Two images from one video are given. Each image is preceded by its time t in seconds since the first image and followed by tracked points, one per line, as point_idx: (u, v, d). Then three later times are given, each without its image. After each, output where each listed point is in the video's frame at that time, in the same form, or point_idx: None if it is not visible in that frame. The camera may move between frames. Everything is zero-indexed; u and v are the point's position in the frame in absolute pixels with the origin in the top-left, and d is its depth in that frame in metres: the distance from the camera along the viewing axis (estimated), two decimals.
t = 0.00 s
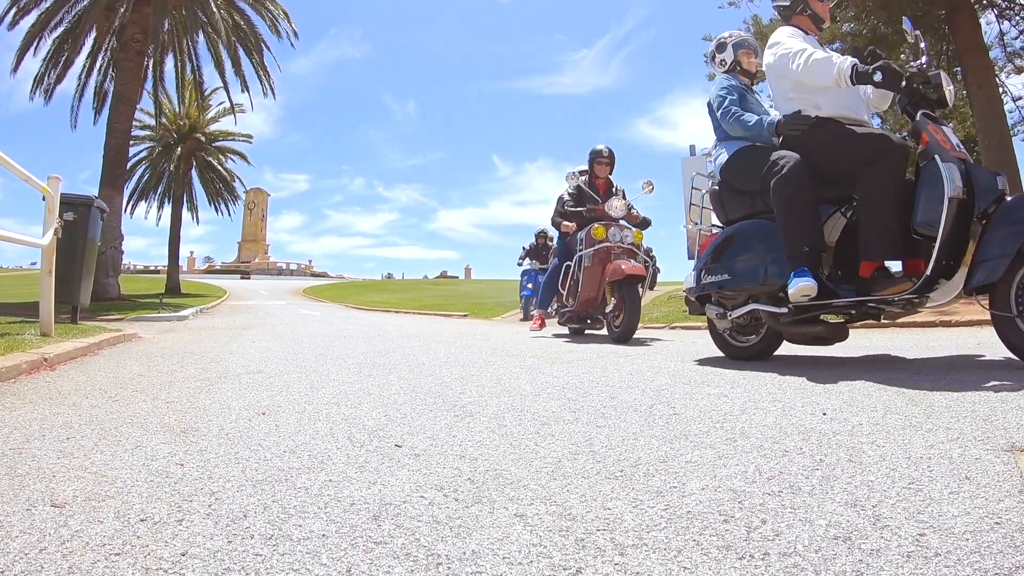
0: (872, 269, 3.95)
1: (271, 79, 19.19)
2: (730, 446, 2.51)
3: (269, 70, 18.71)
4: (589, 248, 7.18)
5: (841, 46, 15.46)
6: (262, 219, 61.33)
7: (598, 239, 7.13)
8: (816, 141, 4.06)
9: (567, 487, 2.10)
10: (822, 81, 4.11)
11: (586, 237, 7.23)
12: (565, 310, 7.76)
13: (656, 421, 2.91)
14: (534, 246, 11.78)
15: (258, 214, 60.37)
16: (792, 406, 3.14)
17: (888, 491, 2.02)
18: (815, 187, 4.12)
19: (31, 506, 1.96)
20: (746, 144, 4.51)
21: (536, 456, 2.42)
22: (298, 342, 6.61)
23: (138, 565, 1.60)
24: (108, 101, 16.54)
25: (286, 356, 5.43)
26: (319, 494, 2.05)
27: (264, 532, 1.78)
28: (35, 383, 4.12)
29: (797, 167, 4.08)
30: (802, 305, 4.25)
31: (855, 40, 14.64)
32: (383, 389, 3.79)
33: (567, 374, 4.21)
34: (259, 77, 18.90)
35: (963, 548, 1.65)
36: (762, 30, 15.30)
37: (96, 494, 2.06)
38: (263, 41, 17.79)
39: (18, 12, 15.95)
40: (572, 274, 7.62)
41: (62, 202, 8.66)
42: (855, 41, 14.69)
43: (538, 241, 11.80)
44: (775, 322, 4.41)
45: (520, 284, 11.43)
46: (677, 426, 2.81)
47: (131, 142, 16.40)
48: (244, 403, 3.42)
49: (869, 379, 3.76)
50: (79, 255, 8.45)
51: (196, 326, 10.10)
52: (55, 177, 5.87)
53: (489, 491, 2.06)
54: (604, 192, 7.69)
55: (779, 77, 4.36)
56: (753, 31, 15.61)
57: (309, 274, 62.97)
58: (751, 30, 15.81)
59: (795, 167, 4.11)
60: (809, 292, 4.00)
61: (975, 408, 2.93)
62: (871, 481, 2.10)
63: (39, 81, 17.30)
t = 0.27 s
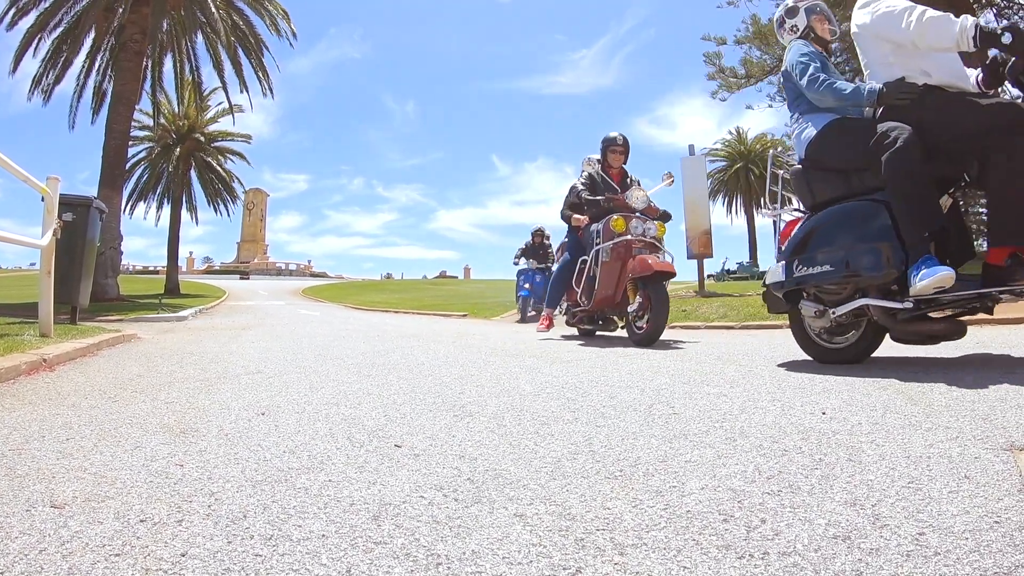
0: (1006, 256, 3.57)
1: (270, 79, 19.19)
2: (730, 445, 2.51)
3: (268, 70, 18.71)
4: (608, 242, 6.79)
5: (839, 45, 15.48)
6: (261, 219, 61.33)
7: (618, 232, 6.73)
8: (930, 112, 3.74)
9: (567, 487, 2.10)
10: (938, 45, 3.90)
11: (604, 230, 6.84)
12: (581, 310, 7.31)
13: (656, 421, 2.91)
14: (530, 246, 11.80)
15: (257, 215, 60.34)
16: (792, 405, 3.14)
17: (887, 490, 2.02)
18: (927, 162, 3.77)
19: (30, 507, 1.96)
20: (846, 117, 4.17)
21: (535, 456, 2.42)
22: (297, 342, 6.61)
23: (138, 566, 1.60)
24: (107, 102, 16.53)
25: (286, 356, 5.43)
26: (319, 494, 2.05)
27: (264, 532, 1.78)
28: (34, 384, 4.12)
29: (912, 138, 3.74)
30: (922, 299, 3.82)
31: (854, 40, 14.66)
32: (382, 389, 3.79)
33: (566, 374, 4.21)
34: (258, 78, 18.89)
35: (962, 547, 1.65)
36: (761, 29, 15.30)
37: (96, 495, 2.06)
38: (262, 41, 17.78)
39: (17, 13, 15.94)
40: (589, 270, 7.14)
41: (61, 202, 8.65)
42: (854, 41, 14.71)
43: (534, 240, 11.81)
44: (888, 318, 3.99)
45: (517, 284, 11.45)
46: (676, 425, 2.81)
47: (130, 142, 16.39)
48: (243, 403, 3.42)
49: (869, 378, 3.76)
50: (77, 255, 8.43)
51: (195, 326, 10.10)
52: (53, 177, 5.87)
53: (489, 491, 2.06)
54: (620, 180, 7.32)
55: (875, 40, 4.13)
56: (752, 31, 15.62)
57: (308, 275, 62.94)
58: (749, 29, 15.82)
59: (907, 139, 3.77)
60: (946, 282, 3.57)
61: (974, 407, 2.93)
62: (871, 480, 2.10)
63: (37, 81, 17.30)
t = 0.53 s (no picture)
0: None
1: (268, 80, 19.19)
2: (729, 447, 2.51)
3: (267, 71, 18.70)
4: (638, 233, 6.11)
5: (838, 45, 15.50)
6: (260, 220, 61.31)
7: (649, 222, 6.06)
8: None
9: (567, 489, 2.10)
10: None
11: (633, 220, 6.16)
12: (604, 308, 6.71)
13: (656, 422, 2.92)
14: (525, 245, 11.76)
15: (256, 215, 60.31)
16: (791, 406, 3.15)
17: (887, 491, 2.03)
18: None
19: (30, 511, 1.96)
20: (976, 82, 3.93)
21: (535, 458, 2.42)
22: (297, 344, 6.62)
23: (139, 569, 1.60)
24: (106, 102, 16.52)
25: (285, 357, 5.43)
26: (320, 496, 2.06)
27: (264, 536, 1.78)
28: (34, 386, 4.13)
29: None
30: None
31: (853, 39, 14.68)
32: (382, 390, 3.81)
33: (565, 375, 4.22)
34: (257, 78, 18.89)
35: (962, 549, 1.65)
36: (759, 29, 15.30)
37: (96, 498, 2.06)
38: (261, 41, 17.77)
39: (16, 14, 15.93)
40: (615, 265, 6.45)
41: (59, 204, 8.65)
42: (853, 41, 14.73)
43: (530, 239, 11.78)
44: None
45: (514, 284, 11.40)
46: (676, 426, 2.82)
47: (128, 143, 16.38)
48: (243, 405, 3.42)
49: (867, 379, 3.77)
50: (76, 258, 8.41)
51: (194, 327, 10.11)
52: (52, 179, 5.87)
53: (489, 493, 2.07)
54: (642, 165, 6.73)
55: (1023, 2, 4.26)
56: (751, 31, 15.64)
57: (307, 275, 62.93)
58: (748, 29, 15.84)
59: None
60: None
61: (973, 407, 2.94)
62: (871, 481, 2.11)
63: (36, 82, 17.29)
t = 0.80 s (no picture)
0: None
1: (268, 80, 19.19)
2: (729, 448, 2.52)
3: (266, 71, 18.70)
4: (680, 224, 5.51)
5: (837, 45, 15.51)
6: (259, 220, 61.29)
7: (694, 210, 5.49)
8: None
9: (567, 490, 2.10)
10: None
11: (674, 208, 5.58)
12: (638, 308, 6.11)
13: (655, 422, 2.92)
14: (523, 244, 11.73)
15: (255, 216, 60.30)
16: (790, 406, 3.16)
17: (886, 492, 2.03)
18: None
19: (31, 513, 1.96)
20: None
21: (535, 459, 2.42)
22: (297, 345, 6.63)
23: (139, 571, 1.60)
24: (105, 103, 16.52)
25: (285, 358, 5.43)
26: (320, 498, 2.06)
27: (264, 537, 1.78)
28: (34, 387, 4.13)
29: None
30: None
31: (852, 39, 14.68)
32: (382, 390, 3.82)
33: (565, 376, 4.22)
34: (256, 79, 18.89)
35: (962, 549, 1.66)
36: (759, 29, 15.30)
37: (96, 500, 2.06)
38: (260, 42, 17.78)
39: (15, 14, 15.93)
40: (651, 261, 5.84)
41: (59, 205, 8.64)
42: (852, 41, 14.73)
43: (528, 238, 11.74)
44: None
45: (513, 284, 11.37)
46: (675, 427, 2.83)
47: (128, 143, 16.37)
48: (243, 407, 3.42)
49: (867, 379, 3.78)
50: (75, 260, 8.40)
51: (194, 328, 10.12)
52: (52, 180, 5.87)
53: (489, 495, 2.07)
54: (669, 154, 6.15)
55: None
56: (750, 31, 15.65)
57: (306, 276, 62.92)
58: (747, 30, 15.84)
59: None
60: None
61: (973, 408, 2.95)
62: (870, 482, 2.11)
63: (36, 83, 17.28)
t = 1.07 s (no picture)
0: None
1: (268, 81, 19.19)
2: (727, 447, 2.52)
3: (266, 71, 18.71)
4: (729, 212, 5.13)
5: (836, 45, 15.53)
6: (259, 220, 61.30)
7: (744, 198, 5.13)
8: None
9: (565, 490, 2.10)
10: None
11: (722, 195, 5.20)
12: (677, 307, 5.71)
13: (653, 422, 2.93)
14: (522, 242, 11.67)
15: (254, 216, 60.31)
16: (789, 406, 3.16)
17: (884, 491, 2.04)
18: None
19: (30, 513, 1.96)
20: None
21: (533, 459, 2.42)
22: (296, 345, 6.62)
23: (138, 571, 1.61)
24: (105, 103, 16.51)
25: (285, 358, 5.44)
26: (319, 497, 2.06)
27: (263, 537, 1.79)
28: (33, 388, 4.13)
29: None
30: None
31: (851, 39, 14.68)
32: (381, 390, 3.82)
33: (564, 376, 4.22)
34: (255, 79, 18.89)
35: (959, 549, 1.66)
36: (758, 29, 15.29)
37: (96, 499, 2.06)
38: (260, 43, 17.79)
39: (14, 15, 15.93)
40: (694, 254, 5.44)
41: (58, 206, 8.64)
42: (851, 41, 14.73)
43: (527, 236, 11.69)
44: None
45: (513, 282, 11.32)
46: (674, 427, 2.83)
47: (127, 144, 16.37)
48: (242, 407, 3.42)
49: (866, 379, 3.78)
50: (75, 260, 8.39)
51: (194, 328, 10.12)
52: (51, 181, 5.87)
53: (487, 494, 2.07)
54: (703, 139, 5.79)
55: None
56: (749, 31, 15.65)
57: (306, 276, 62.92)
58: (746, 30, 15.84)
59: None
60: None
61: (972, 407, 2.95)
62: (868, 481, 2.12)
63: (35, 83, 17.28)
